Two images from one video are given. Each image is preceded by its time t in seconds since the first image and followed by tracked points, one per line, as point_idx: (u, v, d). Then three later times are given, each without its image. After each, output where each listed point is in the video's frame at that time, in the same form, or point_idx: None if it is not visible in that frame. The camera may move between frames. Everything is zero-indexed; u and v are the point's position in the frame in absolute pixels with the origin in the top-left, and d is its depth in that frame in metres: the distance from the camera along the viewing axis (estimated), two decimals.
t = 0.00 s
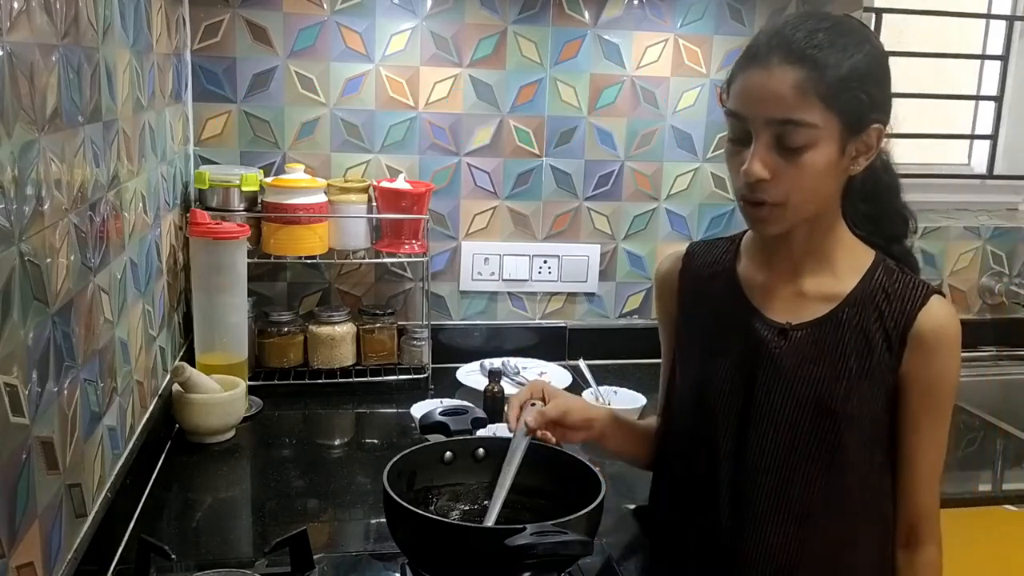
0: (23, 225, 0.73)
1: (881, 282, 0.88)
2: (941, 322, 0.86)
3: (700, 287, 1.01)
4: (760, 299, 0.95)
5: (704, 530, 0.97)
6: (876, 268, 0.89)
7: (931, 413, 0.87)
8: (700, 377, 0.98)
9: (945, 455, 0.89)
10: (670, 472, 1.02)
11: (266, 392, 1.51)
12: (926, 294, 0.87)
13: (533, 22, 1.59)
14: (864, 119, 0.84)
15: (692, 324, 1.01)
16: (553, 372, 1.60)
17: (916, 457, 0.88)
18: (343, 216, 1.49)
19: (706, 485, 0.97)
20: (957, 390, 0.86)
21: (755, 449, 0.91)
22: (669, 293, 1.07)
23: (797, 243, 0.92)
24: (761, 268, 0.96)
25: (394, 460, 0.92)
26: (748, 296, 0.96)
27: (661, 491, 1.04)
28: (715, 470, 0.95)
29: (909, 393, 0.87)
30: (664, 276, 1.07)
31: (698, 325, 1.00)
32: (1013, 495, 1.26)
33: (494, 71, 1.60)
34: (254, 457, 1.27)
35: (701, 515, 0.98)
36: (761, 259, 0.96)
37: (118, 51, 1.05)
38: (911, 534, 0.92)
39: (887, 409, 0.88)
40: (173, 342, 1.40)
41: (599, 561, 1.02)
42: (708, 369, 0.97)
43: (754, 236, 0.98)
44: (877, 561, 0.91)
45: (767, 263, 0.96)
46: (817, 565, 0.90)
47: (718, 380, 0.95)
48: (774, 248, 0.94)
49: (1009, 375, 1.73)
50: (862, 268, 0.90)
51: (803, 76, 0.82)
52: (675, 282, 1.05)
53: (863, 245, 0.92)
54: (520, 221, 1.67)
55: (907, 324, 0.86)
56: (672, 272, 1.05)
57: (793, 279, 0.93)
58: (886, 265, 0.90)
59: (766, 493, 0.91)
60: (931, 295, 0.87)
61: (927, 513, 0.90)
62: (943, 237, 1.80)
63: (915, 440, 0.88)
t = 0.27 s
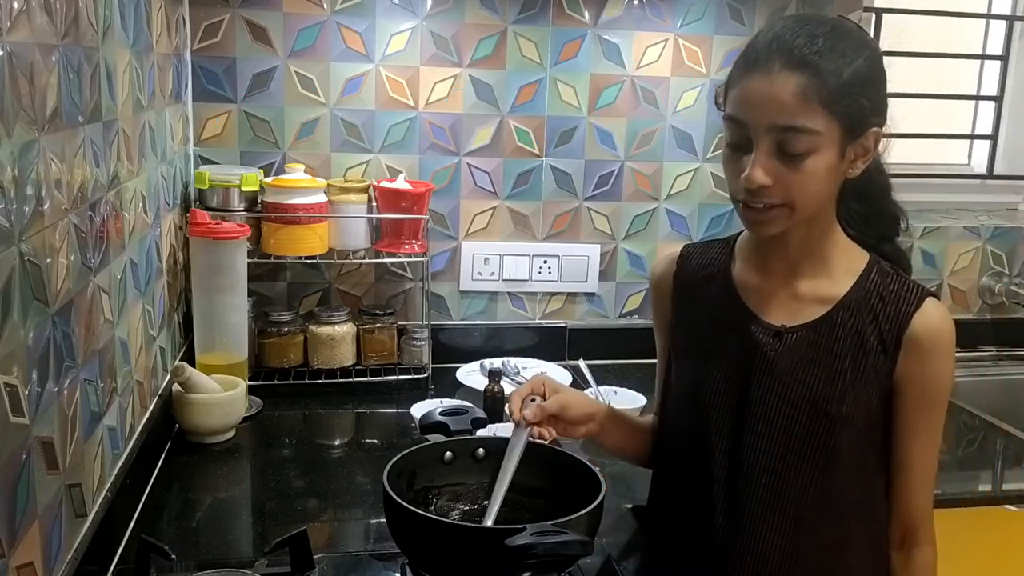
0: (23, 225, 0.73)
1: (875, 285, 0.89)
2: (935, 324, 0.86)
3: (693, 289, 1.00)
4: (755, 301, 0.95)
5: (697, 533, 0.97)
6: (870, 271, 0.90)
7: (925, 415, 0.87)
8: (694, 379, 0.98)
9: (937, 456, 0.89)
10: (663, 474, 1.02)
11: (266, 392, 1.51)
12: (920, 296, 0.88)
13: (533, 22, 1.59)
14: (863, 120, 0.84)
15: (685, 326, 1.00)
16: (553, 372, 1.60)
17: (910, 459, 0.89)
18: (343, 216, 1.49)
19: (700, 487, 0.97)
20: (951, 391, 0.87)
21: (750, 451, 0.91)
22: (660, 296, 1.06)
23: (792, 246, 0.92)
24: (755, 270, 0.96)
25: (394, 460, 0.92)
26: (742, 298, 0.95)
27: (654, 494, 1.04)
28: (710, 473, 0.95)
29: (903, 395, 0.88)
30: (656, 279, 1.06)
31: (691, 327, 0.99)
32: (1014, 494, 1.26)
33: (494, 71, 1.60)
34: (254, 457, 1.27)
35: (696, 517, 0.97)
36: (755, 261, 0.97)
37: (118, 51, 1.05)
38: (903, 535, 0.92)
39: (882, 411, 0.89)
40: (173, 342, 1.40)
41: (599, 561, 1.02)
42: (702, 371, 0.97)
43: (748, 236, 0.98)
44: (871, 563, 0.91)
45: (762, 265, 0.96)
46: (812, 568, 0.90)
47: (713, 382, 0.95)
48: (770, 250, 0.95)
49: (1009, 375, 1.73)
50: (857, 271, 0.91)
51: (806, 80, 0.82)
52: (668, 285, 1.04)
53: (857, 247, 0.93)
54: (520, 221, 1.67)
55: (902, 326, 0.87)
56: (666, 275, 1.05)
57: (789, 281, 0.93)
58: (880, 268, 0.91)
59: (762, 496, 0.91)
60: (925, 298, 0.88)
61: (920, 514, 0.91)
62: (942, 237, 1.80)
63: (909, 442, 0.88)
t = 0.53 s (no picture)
0: (23, 225, 0.73)
1: (871, 287, 0.89)
2: (930, 325, 0.86)
3: (689, 290, 1.00)
4: (751, 303, 0.94)
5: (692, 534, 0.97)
6: (866, 272, 0.91)
7: (920, 416, 0.87)
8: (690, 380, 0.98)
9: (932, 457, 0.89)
10: (658, 475, 1.02)
11: (266, 392, 1.51)
12: (915, 298, 0.88)
13: (533, 22, 1.59)
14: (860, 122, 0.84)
15: (681, 328, 1.00)
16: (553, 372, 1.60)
17: (905, 460, 0.89)
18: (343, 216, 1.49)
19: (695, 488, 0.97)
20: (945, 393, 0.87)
21: (746, 451, 0.91)
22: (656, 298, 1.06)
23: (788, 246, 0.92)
24: (749, 271, 0.96)
25: (394, 460, 0.92)
26: (738, 299, 0.95)
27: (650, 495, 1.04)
28: (705, 474, 0.95)
29: (897, 396, 0.88)
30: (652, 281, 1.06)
31: (687, 329, 0.99)
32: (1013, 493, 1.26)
33: (494, 71, 1.60)
34: (254, 457, 1.27)
35: (691, 518, 0.97)
36: (750, 262, 0.96)
37: (119, 51, 1.05)
38: (897, 536, 0.92)
39: (876, 412, 0.89)
40: (173, 342, 1.40)
41: (598, 561, 1.02)
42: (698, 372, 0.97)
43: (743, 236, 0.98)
44: (864, 563, 0.91)
45: (756, 267, 0.96)
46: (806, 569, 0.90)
47: (709, 383, 0.95)
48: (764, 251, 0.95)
49: (1009, 375, 1.73)
50: (852, 272, 0.91)
51: (807, 80, 0.82)
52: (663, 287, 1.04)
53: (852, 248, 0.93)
54: (520, 221, 1.67)
55: (897, 328, 0.87)
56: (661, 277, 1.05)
57: (783, 283, 0.93)
58: (874, 269, 0.91)
59: (756, 496, 0.91)
60: (920, 299, 0.88)
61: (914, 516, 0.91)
62: (942, 237, 1.80)
63: (903, 444, 0.88)
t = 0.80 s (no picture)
0: (23, 225, 0.73)
1: (862, 287, 0.90)
2: (921, 324, 0.87)
3: (681, 291, 1.00)
4: (744, 304, 0.94)
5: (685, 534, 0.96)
6: (857, 272, 0.91)
7: (910, 415, 0.88)
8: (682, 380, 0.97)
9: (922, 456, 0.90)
10: (650, 476, 1.02)
11: (266, 392, 1.51)
12: (906, 297, 0.88)
13: (532, 22, 1.59)
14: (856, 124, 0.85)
15: (674, 329, 1.00)
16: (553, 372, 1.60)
17: (895, 458, 0.89)
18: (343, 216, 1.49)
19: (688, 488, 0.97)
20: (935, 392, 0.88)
21: (739, 451, 0.91)
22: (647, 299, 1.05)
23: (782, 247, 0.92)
24: (742, 272, 0.96)
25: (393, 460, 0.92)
26: (730, 300, 0.95)
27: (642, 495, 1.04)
28: (698, 474, 0.95)
29: (888, 395, 0.88)
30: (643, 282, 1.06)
31: (679, 329, 0.99)
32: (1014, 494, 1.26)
33: (494, 71, 1.60)
34: (254, 457, 1.27)
35: (684, 519, 0.97)
36: (743, 263, 0.96)
37: (118, 51, 1.05)
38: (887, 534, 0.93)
39: (868, 412, 0.89)
40: (173, 342, 1.40)
41: (598, 561, 1.02)
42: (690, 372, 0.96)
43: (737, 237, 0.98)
44: (856, 561, 0.91)
45: (750, 267, 0.95)
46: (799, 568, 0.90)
47: (701, 384, 0.94)
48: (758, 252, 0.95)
49: (1009, 375, 1.73)
50: (844, 272, 0.91)
51: (806, 81, 0.82)
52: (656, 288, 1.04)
53: (843, 248, 0.93)
54: (520, 221, 1.67)
55: (888, 327, 0.87)
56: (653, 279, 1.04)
57: (776, 284, 0.93)
58: (866, 269, 0.91)
59: (749, 496, 0.90)
60: (911, 298, 0.88)
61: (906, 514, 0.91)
62: (942, 237, 1.80)
63: (894, 442, 0.89)
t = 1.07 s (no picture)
0: (23, 225, 0.73)
1: (860, 286, 0.90)
2: (919, 324, 0.87)
3: (678, 291, 1.00)
4: (741, 304, 0.94)
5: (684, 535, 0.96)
6: (854, 272, 0.91)
7: (909, 414, 0.87)
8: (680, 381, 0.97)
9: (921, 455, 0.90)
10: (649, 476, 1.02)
11: (266, 392, 1.51)
12: (903, 296, 0.88)
13: (533, 22, 1.59)
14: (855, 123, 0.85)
15: (671, 329, 1.00)
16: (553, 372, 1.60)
17: (895, 457, 0.89)
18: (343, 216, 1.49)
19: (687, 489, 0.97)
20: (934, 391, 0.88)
21: (738, 451, 0.91)
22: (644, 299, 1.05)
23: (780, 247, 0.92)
24: (739, 272, 0.96)
25: (394, 460, 0.92)
26: (728, 300, 0.95)
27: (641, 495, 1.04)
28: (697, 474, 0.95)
29: (886, 394, 0.88)
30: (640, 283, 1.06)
31: (676, 330, 0.99)
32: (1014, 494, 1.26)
33: (494, 71, 1.60)
34: (254, 457, 1.27)
35: (683, 519, 0.97)
36: (740, 263, 0.96)
37: (118, 51, 1.05)
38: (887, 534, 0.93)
39: (866, 411, 0.89)
40: (173, 342, 1.40)
41: (598, 561, 1.02)
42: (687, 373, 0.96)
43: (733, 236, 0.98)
44: (856, 561, 0.91)
45: (747, 268, 0.95)
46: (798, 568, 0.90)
47: (700, 385, 0.94)
48: (755, 253, 0.95)
49: (1009, 375, 1.73)
50: (840, 272, 0.91)
51: (805, 80, 0.82)
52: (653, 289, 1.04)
53: (839, 248, 0.93)
54: (520, 221, 1.67)
55: (886, 327, 0.87)
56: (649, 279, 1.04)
57: (773, 284, 0.93)
58: (863, 269, 0.91)
59: (748, 496, 0.90)
60: (908, 297, 0.88)
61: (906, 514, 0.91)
62: (942, 237, 1.80)
63: (893, 442, 0.89)
